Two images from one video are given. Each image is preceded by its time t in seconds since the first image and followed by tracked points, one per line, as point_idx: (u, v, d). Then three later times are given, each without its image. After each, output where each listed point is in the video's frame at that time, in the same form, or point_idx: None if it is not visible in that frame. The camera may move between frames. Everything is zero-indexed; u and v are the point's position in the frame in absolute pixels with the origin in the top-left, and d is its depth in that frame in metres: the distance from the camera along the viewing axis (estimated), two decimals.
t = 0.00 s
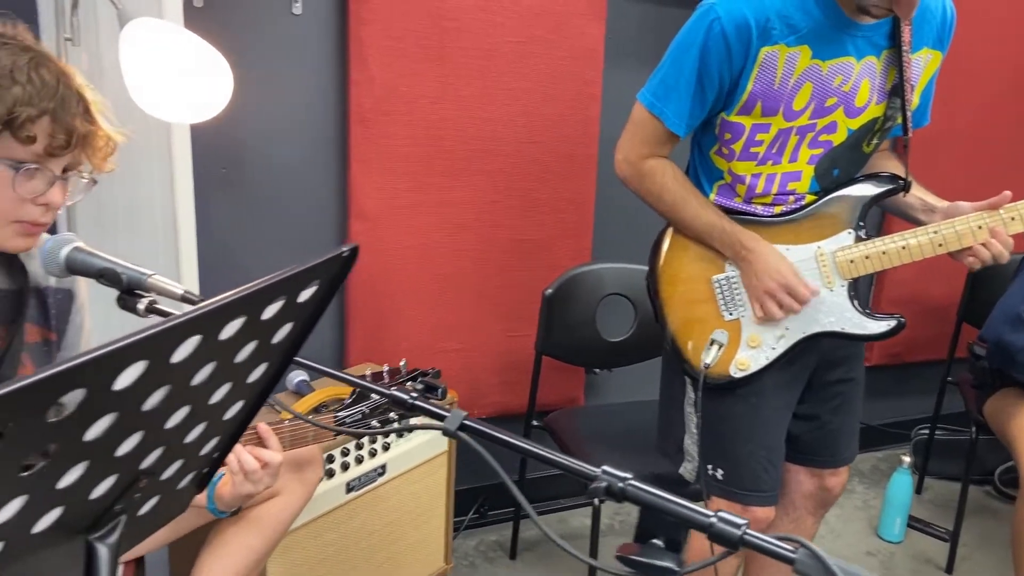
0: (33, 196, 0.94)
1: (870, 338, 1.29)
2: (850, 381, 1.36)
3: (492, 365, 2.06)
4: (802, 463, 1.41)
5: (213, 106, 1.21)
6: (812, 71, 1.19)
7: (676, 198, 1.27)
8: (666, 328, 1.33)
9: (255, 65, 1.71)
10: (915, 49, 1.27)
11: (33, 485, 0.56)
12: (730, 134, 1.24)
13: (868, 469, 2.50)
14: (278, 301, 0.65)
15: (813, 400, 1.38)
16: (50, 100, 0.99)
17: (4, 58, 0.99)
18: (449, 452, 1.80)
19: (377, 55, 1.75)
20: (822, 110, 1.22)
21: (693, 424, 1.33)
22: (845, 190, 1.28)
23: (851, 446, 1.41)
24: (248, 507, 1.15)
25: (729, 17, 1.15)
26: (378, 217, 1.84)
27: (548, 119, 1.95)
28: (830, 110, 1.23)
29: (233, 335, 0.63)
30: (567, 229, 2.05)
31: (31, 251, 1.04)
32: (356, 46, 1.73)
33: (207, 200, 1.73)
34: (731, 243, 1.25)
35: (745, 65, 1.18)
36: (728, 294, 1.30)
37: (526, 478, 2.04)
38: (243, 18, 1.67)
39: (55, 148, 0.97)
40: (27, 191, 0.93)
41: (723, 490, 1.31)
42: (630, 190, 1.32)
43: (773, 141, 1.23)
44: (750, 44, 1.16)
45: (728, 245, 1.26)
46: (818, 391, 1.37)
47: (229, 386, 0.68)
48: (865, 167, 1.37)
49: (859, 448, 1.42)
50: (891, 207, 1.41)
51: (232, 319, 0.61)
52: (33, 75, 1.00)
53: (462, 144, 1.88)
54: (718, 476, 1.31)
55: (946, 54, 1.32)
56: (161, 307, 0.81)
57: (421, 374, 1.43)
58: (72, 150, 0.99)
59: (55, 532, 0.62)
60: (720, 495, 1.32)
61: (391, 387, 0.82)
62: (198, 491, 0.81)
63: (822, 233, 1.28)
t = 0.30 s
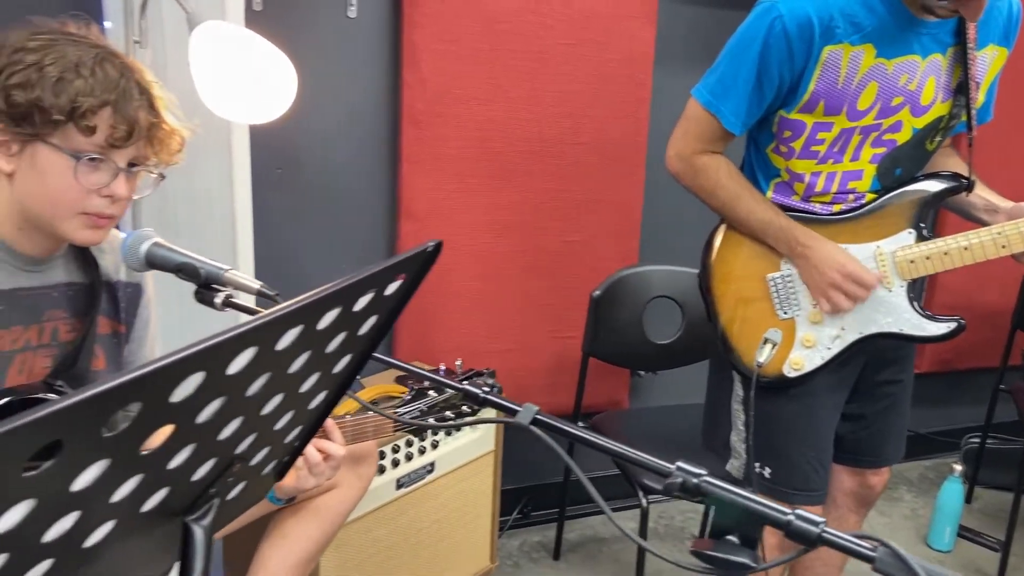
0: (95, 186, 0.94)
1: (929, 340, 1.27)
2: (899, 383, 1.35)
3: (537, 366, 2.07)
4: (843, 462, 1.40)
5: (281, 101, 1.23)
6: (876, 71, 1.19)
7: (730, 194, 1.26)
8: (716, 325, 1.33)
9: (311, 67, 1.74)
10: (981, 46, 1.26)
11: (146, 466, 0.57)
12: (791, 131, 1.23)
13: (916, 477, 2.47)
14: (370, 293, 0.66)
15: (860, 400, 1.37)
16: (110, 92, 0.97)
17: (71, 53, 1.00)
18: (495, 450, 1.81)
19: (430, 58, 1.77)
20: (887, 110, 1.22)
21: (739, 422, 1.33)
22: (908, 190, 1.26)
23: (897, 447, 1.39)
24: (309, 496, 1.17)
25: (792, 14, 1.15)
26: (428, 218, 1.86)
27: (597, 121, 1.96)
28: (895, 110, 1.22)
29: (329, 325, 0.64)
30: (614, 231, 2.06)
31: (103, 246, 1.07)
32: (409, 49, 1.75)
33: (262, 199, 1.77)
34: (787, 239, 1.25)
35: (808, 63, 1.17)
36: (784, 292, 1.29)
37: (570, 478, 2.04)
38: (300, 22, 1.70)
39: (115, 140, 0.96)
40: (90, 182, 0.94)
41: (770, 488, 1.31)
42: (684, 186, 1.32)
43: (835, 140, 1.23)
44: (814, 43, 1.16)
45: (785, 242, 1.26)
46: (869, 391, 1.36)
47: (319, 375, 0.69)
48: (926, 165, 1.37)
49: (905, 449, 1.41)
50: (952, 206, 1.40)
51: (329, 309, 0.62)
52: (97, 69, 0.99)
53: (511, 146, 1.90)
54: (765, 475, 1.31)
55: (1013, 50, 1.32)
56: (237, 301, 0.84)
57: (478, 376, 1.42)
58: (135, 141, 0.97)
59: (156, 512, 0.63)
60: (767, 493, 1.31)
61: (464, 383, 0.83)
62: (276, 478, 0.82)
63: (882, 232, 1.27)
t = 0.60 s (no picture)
0: (162, 185, 0.97)
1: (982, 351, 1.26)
2: (951, 392, 1.33)
3: (580, 368, 2.07)
4: (898, 472, 1.38)
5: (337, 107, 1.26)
6: (933, 78, 1.18)
7: (779, 200, 1.26)
8: (761, 330, 1.32)
9: (362, 71, 1.77)
10: None
11: (242, 450, 0.54)
12: (843, 138, 1.22)
13: (964, 487, 2.43)
14: (469, 279, 0.62)
15: (910, 408, 1.35)
16: (178, 93, 0.99)
17: (140, 54, 1.01)
18: (538, 452, 1.81)
19: (479, 61, 1.78)
20: (943, 117, 1.20)
21: (785, 429, 1.31)
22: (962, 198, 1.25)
23: (948, 456, 1.38)
24: (361, 492, 1.18)
25: (847, 21, 1.15)
26: (474, 220, 1.88)
27: (644, 124, 1.96)
28: (952, 118, 1.21)
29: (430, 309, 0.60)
30: (659, 235, 2.06)
31: (168, 243, 1.10)
32: (458, 53, 1.77)
33: (312, 199, 1.80)
34: (838, 246, 1.24)
35: (863, 69, 1.17)
36: (834, 298, 1.28)
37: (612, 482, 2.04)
38: (352, 27, 1.73)
39: (183, 140, 0.98)
40: (159, 181, 0.97)
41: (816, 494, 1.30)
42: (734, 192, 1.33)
43: (890, 147, 1.21)
44: (869, 49, 1.15)
45: (836, 249, 1.25)
46: (918, 400, 1.34)
47: (412, 358, 0.65)
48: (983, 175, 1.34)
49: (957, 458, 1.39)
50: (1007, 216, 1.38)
51: (434, 292, 0.58)
52: (165, 71, 1.01)
53: (558, 150, 1.91)
54: (814, 482, 1.29)
55: None
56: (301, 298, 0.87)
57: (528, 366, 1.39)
58: (201, 141, 1.00)
59: (242, 500, 0.59)
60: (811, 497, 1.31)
61: (523, 380, 0.84)
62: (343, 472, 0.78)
63: (935, 241, 1.26)
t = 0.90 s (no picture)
0: (251, 209, 0.95)
1: None
2: (1003, 400, 1.31)
3: (622, 371, 2.08)
4: (948, 480, 1.36)
5: (387, 111, 1.29)
6: (988, 76, 1.17)
7: (829, 203, 1.25)
8: (809, 335, 1.32)
9: (410, 74, 1.79)
10: None
11: (317, 436, 0.51)
12: (896, 137, 1.21)
13: (1012, 497, 2.38)
14: (527, 274, 0.62)
15: (962, 417, 1.32)
16: (275, 126, 0.96)
17: (235, 85, 0.96)
18: (579, 453, 1.82)
19: (525, 64, 1.80)
20: (998, 117, 1.19)
21: (833, 435, 1.31)
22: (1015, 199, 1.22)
23: (1001, 466, 1.36)
24: (408, 488, 1.19)
25: (900, 19, 1.14)
26: (518, 222, 1.89)
27: (689, 127, 1.96)
28: (1007, 117, 1.19)
29: (492, 303, 0.60)
30: (702, 237, 2.05)
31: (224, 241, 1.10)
32: (505, 56, 1.79)
33: (359, 200, 1.83)
34: (888, 250, 1.23)
35: (917, 68, 1.16)
36: (883, 301, 1.27)
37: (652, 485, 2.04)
38: (401, 31, 1.75)
39: (275, 171, 0.96)
40: (249, 207, 0.95)
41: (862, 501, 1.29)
42: (782, 195, 1.32)
43: (944, 147, 1.20)
44: (923, 46, 1.14)
45: (886, 252, 1.24)
46: (970, 409, 1.31)
47: (471, 351, 0.64)
48: None
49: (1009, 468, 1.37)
50: None
51: (498, 284, 0.58)
52: (262, 102, 0.96)
53: (602, 152, 1.91)
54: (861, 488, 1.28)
55: None
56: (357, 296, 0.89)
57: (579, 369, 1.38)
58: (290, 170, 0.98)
59: (308, 487, 0.57)
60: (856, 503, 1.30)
61: (578, 378, 0.85)
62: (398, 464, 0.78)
63: (986, 242, 1.24)
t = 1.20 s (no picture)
0: (306, 200, 0.99)
1: None
2: None
3: (658, 373, 2.07)
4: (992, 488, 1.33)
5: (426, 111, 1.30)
6: None
7: (873, 204, 1.24)
8: (853, 338, 1.31)
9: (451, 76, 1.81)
10: None
11: (370, 423, 0.53)
12: (941, 136, 1.19)
13: None
14: (572, 271, 0.63)
15: (1007, 424, 1.29)
16: (329, 117, 0.99)
17: (287, 80, 0.99)
18: (615, 455, 1.82)
19: (565, 67, 1.81)
20: None
21: (873, 441, 1.31)
22: None
23: None
24: (447, 484, 1.20)
25: (942, 18, 1.14)
26: (556, 223, 1.90)
27: (728, 129, 1.95)
28: None
29: (538, 299, 0.61)
30: (740, 240, 2.04)
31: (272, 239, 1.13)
32: (545, 58, 1.80)
33: (399, 201, 1.85)
34: (933, 252, 1.21)
35: (961, 66, 1.14)
36: (929, 303, 1.25)
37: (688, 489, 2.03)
38: (441, 33, 1.77)
39: (329, 159, 0.99)
40: (308, 196, 0.99)
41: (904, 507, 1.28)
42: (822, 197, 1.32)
43: (990, 146, 1.19)
44: (967, 45, 1.13)
45: (931, 254, 1.22)
46: (1015, 415, 1.29)
47: (516, 346, 0.66)
48: None
49: None
50: None
51: (545, 280, 0.59)
52: (314, 94, 0.99)
53: (641, 154, 1.92)
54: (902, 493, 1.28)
55: None
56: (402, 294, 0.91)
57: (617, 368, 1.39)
58: (342, 158, 1.01)
59: (357, 474, 0.58)
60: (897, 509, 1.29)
61: (618, 376, 0.86)
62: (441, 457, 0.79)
63: None
